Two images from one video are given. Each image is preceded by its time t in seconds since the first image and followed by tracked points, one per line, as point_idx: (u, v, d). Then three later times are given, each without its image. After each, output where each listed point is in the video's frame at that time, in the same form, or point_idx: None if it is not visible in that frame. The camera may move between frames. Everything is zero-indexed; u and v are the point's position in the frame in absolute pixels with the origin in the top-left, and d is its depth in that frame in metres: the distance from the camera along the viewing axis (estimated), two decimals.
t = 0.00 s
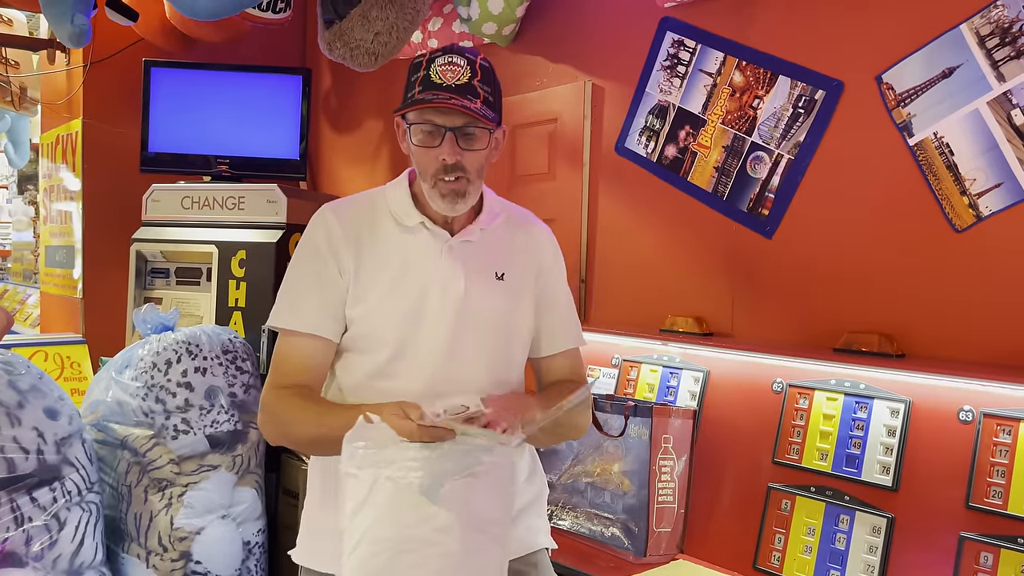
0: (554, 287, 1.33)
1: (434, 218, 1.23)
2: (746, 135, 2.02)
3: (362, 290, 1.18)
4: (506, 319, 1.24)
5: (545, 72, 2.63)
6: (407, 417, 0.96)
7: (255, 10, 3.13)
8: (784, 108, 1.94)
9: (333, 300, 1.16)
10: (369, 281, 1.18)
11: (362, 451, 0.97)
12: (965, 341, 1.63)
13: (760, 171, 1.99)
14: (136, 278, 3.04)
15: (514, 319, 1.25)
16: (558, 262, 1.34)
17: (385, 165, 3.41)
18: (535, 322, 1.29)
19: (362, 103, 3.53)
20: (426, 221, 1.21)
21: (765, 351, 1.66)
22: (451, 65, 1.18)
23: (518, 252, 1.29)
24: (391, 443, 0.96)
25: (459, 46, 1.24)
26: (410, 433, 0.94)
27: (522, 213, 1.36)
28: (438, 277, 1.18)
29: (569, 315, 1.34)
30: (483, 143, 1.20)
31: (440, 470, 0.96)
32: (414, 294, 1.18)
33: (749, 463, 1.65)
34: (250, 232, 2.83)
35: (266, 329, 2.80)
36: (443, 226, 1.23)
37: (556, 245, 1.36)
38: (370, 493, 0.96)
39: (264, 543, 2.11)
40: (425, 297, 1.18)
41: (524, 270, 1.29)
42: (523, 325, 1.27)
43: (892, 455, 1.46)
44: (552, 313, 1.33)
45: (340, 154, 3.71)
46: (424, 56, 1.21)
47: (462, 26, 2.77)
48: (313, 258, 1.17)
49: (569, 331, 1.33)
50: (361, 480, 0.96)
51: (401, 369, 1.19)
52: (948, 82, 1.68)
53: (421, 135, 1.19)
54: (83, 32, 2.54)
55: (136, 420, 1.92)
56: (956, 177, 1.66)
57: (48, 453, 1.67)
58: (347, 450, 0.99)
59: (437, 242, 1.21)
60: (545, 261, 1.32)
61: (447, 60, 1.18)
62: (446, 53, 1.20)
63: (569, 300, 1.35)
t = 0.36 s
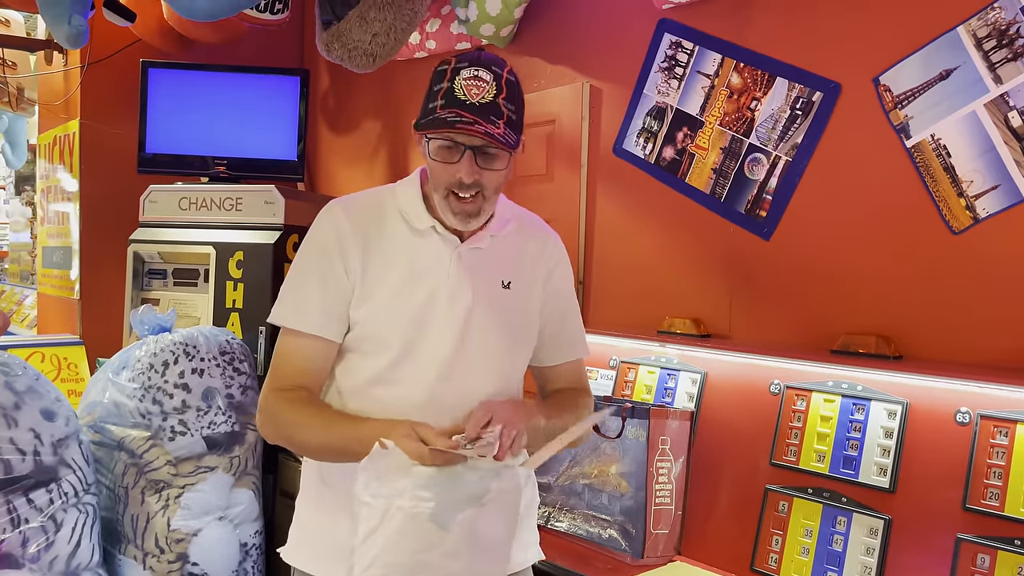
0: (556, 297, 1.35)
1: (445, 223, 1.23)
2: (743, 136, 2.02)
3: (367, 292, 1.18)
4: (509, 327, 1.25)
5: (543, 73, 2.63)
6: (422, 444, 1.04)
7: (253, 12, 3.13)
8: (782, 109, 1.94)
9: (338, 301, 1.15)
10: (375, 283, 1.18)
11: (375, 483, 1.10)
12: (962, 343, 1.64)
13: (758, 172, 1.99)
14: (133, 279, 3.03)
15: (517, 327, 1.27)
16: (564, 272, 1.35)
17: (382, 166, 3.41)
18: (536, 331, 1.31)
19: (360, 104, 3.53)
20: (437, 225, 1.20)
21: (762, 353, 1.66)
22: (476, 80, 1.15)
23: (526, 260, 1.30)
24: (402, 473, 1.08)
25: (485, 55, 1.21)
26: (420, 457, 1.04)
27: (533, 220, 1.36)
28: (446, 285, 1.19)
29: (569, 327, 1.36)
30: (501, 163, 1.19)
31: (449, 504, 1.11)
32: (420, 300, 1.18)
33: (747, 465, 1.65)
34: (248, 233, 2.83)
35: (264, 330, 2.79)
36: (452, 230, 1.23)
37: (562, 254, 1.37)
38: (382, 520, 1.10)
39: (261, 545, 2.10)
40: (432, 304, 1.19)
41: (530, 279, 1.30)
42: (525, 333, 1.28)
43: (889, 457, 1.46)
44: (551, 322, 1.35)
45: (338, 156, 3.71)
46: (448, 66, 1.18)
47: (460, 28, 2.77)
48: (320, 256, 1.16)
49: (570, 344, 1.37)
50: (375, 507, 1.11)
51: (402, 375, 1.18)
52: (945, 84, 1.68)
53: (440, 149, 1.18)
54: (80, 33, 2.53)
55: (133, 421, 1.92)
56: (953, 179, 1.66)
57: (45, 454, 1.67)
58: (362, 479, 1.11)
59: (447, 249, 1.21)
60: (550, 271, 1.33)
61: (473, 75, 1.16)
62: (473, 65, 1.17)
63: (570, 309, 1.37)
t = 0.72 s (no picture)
0: (560, 298, 1.34)
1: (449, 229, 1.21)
2: (742, 138, 2.03)
3: (367, 297, 1.18)
4: (509, 332, 1.25)
5: (541, 74, 2.64)
6: (417, 472, 0.99)
7: (252, 12, 3.13)
8: (780, 111, 1.95)
9: (338, 306, 1.15)
10: (375, 289, 1.18)
11: (369, 509, 1.10)
12: (961, 345, 1.64)
13: (756, 174, 1.99)
14: (132, 279, 3.03)
15: (518, 332, 1.26)
16: (569, 275, 1.34)
17: (381, 167, 3.41)
18: (539, 334, 1.30)
19: (359, 105, 3.53)
20: (439, 230, 1.19)
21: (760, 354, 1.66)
22: (487, 114, 1.10)
23: (530, 263, 1.29)
24: (397, 498, 1.10)
25: (500, 73, 1.13)
26: (415, 484, 0.98)
27: (540, 221, 1.35)
28: (445, 291, 1.19)
29: (573, 331, 1.36)
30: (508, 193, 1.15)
31: (443, 531, 1.11)
32: (420, 307, 1.18)
33: (745, 466, 1.65)
34: (246, 234, 2.83)
35: (262, 331, 2.79)
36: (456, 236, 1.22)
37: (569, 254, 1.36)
38: (377, 547, 1.10)
39: (259, 546, 2.11)
40: (432, 310, 1.19)
41: (534, 282, 1.29)
42: (527, 336, 1.28)
43: (887, 458, 1.46)
44: (553, 326, 1.35)
45: (337, 157, 3.71)
46: (459, 89, 1.12)
47: (459, 29, 2.77)
48: (320, 260, 1.15)
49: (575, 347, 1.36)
50: (369, 534, 1.11)
51: (402, 382, 1.18)
52: (944, 85, 1.69)
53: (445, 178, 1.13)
54: (79, 34, 2.53)
55: (131, 422, 1.92)
56: (952, 181, 1.66)
57: (43, 455, 1.67)
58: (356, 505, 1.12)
59: (449, 254, 1.20)
60: (555, 273, 1.33)
61: (485, 107, 1.10)
62: (486, 93, 1.11)
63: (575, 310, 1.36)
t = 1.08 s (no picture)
0: (563, 299, 1.34)
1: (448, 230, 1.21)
2: (741, 140, 2.03)
3: (367, 301, 1.19)
4: (510, 335, 1.25)
5: (541, 76, 2.64)
6: (405, 475, 1.00)
7: (251, 13, 3.13)
8: (780, 113, 1.95)
9: (337, 311, 1.16)
10: (374, 292, 1.18)
11: (352, 513, 1.04)
12: (960, 347, 1.64)
13: (756, 176, 1.99)
14: (130, 280, 3.03)
15: (520, 335, 1.26)
16: (572, 274, 1.34)
17: (380, 168, 3.41)
18: (541, 336, 1.30)
19: (358, 106, 3.53)
20: (438, 232, 1.19)
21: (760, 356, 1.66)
22: (475, 116, 1.10)
23: (531, 264, 1.28)
24: (382, 503, 1.02)
25: (487, 74, 1.14)
26: (401, 488, 0.99)
27: (544, 220, 1.33)
28: (445, 294, 1.19)
29: (576, 333, 1.35)
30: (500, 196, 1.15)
31: (430, 538, 1.02)
32: (420, 311, 1.18)
33: (744, 468, 1.65)
34: (245, 235, 2.83)
35: (261, 333, 2.79)
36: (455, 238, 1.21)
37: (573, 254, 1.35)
38: (360, 552, 1.04)
39: (257, 547, 2.11)
40: (431, 313, 1.18)
41: (537, 283, 1.29)
42: (529, 338, 1.28)
43: (886, 461, 1.46)
44: (557, 328, 1.34)
45: (336, 158, 3.71)
46: (446, 91, 1.12)
47: (459, 31, 2.77)
48: (319, 265, 1.16)
49: (578, 348, 1.35)
50: (352, 538, 1.05)
51: (404, 387, 1.18)
52: (943, 88, 1.69)
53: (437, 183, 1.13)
54: (80, 35, 2.52)
55: (130, 423, 1.91)
56: (951, 184, 1.67)
57: (41, 456, 1.66)
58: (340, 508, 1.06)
59: (449, 257, 1.20)
60: (558, 273, 1.32)
61: (472, 109, 1.10)
62: (472, 94, 1.11)
63: (578, 310, 1.36)
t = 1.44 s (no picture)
0: (563, 301, 1.34)
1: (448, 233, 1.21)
2: (740, 142, 2.03)
3: (366, 304, 1.19)
4: (510, 338, 1.25)
5: (541, 78, 2.64)
6: (398, 488, 0.98)
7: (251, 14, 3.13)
8: (779, 116, 1.95)
9: (335, 314, 1.16)
10: (374, 295, 1.18)
11: (344, 528, 1.10)
12: (958, 349, 1.64)
13: (755, 178, 1.99)
14: (129, 281, 3.02)
15: (520, 338, 1.26)
16: (572, 278, 1.34)
17: (380, 169, 3.41)
18: (541, 339, 1.30)
19: (358, 107, 3.53)
20: (437, 234, 1.19)
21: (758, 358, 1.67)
22: (477, 117, 1.10)
23: (532, 267, 1.28)
24: (373, 518, 1.08)
25: (491, 75, 1.14)
26: (391, 498, 0.97)
27: (544, 222, 1.34)
28: (444, 298, 1.19)
29: (576, 336, 1.35)
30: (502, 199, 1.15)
31: (422, 551, 1.05)
32: (419, 314, 1.18)
33: (743, 470, 1.65)
34: (244, 236, 2.83)
35: (260, 334, 2.79)
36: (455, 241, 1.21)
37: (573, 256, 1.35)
38: (353, 566, 1.08)
39: (256, 548, 2.10)
40: (430, 316, 1.18)
41: (537, 286, 1.29)
42: (529, 342, 1.28)
43: (885, 463, 1.46)
44: (557, 331, 1.34)
45: (336, 159, 3.71)
46: (449, 91, 1.12)
47: (458, 32, 2.78)
48: (316, 267, 1.16)
49: (577, 350, 1.35)
50: (345, 555, 1.09)
51: (403, 391, 1.19)
52: (942, 91, 1.69)
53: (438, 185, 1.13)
54: (79, 36, 2.52)
55: (129, 424, 1.91)
56: (950, 187, 1.67)
57: (40, 457, 1.66)
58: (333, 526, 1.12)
59: (448, 260, 1.20)
60: (558, 276, 1.32)
61: (474, 110, 1.10)
62: (475, 95, 1.11)
63: (578, 313, 1.36)
